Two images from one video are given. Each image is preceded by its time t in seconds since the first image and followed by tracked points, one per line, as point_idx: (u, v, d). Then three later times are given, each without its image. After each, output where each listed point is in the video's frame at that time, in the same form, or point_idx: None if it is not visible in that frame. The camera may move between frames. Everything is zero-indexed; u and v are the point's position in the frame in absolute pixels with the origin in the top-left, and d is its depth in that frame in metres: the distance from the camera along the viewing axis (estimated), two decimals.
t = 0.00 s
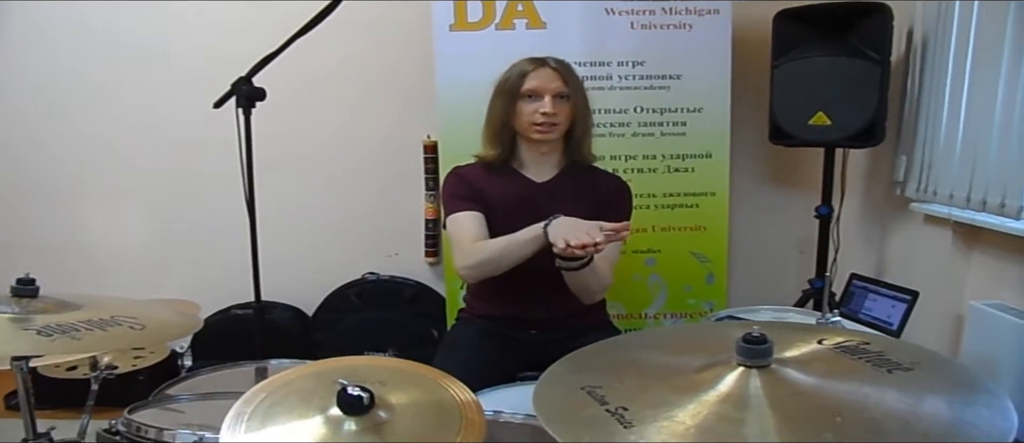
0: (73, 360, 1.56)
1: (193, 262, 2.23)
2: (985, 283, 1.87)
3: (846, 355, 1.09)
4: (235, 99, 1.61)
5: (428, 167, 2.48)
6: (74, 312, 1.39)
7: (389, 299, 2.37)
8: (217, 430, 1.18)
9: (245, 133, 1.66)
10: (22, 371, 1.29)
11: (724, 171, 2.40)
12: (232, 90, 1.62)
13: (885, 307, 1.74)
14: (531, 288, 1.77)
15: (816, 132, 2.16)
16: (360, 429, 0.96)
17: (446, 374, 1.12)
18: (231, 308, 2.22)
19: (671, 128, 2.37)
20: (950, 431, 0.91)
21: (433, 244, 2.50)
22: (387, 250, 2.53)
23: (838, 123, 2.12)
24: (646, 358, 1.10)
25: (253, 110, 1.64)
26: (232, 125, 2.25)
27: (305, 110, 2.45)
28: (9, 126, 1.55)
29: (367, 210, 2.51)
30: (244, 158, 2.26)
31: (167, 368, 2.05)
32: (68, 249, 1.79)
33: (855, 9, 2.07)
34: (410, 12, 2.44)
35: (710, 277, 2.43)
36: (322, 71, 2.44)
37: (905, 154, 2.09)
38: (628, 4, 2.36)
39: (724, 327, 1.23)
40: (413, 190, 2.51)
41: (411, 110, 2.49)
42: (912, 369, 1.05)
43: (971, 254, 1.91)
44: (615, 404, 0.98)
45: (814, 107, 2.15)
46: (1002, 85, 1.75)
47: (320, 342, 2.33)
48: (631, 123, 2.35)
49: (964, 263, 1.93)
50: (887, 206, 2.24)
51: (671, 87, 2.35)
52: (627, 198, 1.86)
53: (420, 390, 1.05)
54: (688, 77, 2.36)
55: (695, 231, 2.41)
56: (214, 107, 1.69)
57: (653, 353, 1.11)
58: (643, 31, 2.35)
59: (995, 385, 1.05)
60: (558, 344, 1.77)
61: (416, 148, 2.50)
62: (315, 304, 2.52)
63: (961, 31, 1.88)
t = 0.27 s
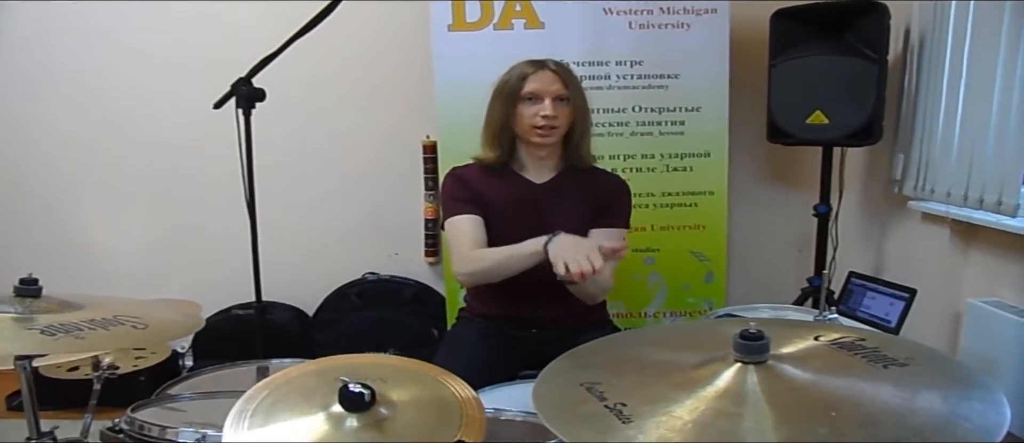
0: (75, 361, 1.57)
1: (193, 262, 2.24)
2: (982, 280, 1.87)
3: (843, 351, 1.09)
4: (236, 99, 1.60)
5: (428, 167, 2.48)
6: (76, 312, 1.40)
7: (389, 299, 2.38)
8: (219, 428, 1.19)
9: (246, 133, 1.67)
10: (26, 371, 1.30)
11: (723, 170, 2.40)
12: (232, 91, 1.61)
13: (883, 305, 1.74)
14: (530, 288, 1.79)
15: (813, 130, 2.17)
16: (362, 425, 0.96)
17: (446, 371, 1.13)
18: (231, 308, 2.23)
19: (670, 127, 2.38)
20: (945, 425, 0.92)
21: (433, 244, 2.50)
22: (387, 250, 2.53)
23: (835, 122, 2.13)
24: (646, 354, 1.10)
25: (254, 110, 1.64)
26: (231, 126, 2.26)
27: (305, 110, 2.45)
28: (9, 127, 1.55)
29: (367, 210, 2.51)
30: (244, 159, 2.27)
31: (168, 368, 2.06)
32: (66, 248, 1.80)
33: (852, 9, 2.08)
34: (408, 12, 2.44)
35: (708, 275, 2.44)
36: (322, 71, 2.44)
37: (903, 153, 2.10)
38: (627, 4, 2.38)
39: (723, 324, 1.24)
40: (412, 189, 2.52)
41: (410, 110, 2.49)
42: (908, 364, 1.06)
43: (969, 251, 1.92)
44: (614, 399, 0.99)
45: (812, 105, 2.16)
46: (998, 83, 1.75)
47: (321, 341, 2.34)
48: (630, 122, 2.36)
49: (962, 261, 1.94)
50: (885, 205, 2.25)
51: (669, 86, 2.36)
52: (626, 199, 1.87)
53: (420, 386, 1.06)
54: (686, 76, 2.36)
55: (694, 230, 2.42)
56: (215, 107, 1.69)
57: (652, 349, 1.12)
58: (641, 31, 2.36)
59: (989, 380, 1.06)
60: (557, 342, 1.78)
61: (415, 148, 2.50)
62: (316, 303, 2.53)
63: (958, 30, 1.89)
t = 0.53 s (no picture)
0: (80, 364, 1.58)
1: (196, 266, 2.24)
2: (984, 282, 1.88)
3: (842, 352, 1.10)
4: (239, 104, 1.60)
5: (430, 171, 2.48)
6: (81, 315, 1.40)
7: (391, 303, 2.39)
8: (224, 430, 1.20)
9: (249, 136, 1.67)
10: (31, 374, 1.31)
11: (724, 173, 2.41)
12: (235, 96, 1.61)
13: (885, 307, 1.75)
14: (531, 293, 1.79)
15: (813, 133, 2.17)
16: (365, 427, 0.97)
17: (448, 373, 1.14)
18: (234, 312, 2.24)
19: (671, 130, 2.38)
20: (945, 426, 0.92)
21: (435, 247, 2.51)
22: (390, 254, 2.54)
23: (835, 125, 2.13)
24: (647, 356, 1.11)
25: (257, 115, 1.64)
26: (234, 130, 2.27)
27: (308, 115, 2.46)
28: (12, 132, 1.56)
29: (370, 213, 2.52)
30: (247, 162, 2.27)
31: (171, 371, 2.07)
32: (68, 252, 1.80)
33: (854, 11, 2.08)
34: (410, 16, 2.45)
35: (710, 278, 2.44)
36: (324, 76, 2.46)
37: (904, 155, 2.10)
38: (628, 8, 2.37)
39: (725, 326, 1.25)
40: (414, 193, 2.53)
41: (411, 114, 2.50)
42: (908, 366, 1.06)
43: (970, 254, 1.92)
44: (614, 401, 0.99)
45: (813, 109, 2.16)
46: (998, 84, 1.76)
47: (324, 345, 2.34)
48: (631, 126, 2.37)
49: (963, 264, 1.94)
50: (886, 207, 2.25)
51: (671, 89, 2.37)
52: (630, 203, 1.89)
53: (422, 388, 1.06)
54: (687, 79, 2.37)
55: (696, 233, 2.42)
56: (217, 111, 1.69)
57: (653, 351, 1.13)
58: (641, 34, 2.36)
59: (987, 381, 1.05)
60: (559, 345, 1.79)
61: (417, 151, 2.51)
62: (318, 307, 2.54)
63: (958, 32, 1.89)
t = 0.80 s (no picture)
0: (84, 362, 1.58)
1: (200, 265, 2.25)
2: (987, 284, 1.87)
3: (847, 354, 1.09)
4: (244, 103, 1.60)
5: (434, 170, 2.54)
6: (87, 313, 1.41)
7: (395, 302, 2.42)
8: (229, 429, 1.20)
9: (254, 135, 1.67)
10: (37, 372, 1.31)
11: (727, 172, 2.43)
12: (241, 95, 1.60)
13: (889, 307, 1.75)
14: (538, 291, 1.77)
15: (817, 134, 2.17)
16: (370, 426, 0.97)
17: (454, 373, 1.14)
18: (238, 311, 2.26)
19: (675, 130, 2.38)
20: (949, 427, 0.92)
21: (439, 246, 2.55)
22: (393, 253, 2.55)
23: (840, 125, 2.13)
24: (652, 356, 1.11)
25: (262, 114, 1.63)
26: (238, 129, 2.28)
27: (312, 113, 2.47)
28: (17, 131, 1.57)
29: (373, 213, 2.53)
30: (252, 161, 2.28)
31: (176, 370, 2.07)
32: (73, 250, 1.81)
33: (859, 10, 2.08)
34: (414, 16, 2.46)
35: (713, 277, 2.44)
36: (329, 75, 2.46)
37: (908, 156, 2.10)
38: (632, 8, 2.37)
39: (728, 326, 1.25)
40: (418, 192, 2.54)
41: (417, 114, 2.54)
42: (912, 367, 1.06)
43: (973, 255, 1.92)
44: (619, 401, 0.99)
45: (817, 109, 2.16)
46: (1003, 85, 1.76)
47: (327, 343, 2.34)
48: (635, 125, 2.37)
49: (966, 264, 1.94)
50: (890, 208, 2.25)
51: (675, 89, 2.36)
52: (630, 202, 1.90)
53: (427, 388, 1.07)
54: (691, 79, 2.36)
55: (699, 232, 2.44)
56: (223, 110, 1.69)
57: (659, 352, 1.13)
58: (646, 34, 2.34)
59: (990, 383, 1.04)
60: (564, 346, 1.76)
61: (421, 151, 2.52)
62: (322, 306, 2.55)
63: (963, 32, 1.89)
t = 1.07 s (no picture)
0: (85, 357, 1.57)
1: (201, 261, 2.25)
2: (992, 282, 1.86)
3: (860, 355, 1.09)
4: (247, 98, 1.59)
5: (437, 166, 2.46)
6: (89, 310, 1.40)
7: (395, 297, 2.37)
8: (231, 427, 1.19)
9: (257, 131, 1.66)
10: (38, 368, 1.31)
11: (731, 169, 2.40)
12: (243, 89, 1.60)
13: (893, 306, 1.74)
14: (539, 290, 1.66)
15: (823, 131, 2.16)
16: (375, 426, 0.96)
17: (460, 372, 1.13)
18: (240, 306, 2.24)
19: (678, 127, 2.37)
20: (962, 430, 0.91)
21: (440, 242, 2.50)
22: (396, 248, 2.54)
23: (844, 122, 2.12)
24: (660, 355, 1.10)
25: (264, 109, 1.62)
26: (241, 123, 2.25)
27: (315, 108, 2.46)
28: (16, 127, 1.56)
29: (376, 207, 2.51)
30: (253, 156, 2.27)
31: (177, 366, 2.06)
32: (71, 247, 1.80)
33: (865, 8, 2.07)
34: (418, 10, 2.43)
35: (716, 275, 2.42)
36: (332, 69, 2.45)
37: (914, 153, 2.09)
38: (637, 3, 2.35)
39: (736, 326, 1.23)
40: (420, 188, 2.52)
41: (419, 109, 2.49)
42: (925, 368, 1.05)
43: (978, 253, 1.91)
44: (628, 402, 0.98)
45: (822, 106, 2.15)
46: (1010, 82, 1.74)
47: (328, 339, 2.34)
48: (639, 122, 2.36)
49: (971, 263, 1.93)
50: (895, 206, 2.24)
51: (679, 85, 2.36)
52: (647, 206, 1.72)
53: (433, 388, 1.06)
54: (696, 75, 2.36)
55: (702, 229, 2.41)
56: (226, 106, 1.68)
57: (666, 352, 1.12)
58: (650, 30, 2.35)
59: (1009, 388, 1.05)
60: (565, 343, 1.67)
61: (423, 146, 2.50)
62: (324, 301, 2.54)
63: (971, 29, 1.88)
